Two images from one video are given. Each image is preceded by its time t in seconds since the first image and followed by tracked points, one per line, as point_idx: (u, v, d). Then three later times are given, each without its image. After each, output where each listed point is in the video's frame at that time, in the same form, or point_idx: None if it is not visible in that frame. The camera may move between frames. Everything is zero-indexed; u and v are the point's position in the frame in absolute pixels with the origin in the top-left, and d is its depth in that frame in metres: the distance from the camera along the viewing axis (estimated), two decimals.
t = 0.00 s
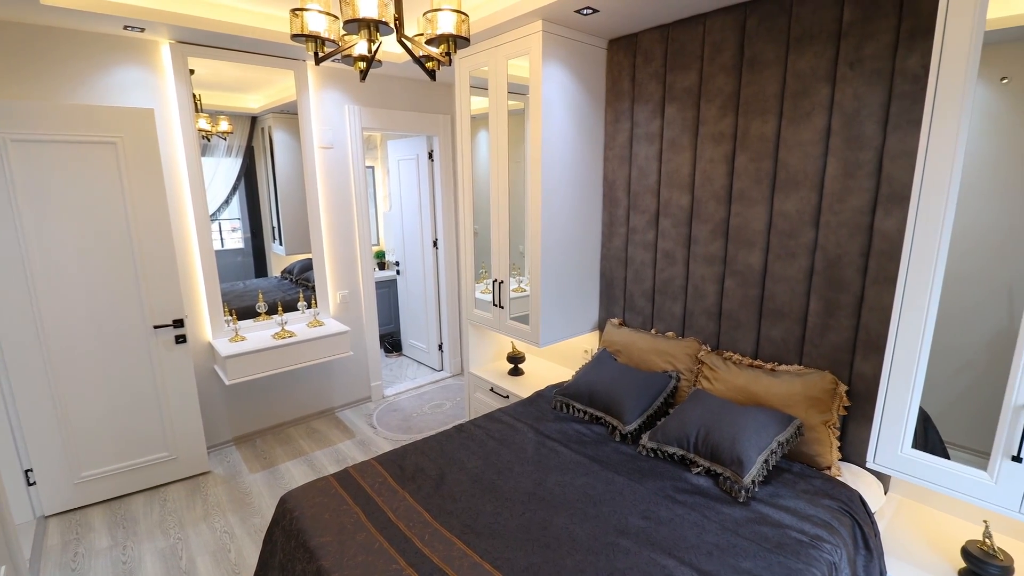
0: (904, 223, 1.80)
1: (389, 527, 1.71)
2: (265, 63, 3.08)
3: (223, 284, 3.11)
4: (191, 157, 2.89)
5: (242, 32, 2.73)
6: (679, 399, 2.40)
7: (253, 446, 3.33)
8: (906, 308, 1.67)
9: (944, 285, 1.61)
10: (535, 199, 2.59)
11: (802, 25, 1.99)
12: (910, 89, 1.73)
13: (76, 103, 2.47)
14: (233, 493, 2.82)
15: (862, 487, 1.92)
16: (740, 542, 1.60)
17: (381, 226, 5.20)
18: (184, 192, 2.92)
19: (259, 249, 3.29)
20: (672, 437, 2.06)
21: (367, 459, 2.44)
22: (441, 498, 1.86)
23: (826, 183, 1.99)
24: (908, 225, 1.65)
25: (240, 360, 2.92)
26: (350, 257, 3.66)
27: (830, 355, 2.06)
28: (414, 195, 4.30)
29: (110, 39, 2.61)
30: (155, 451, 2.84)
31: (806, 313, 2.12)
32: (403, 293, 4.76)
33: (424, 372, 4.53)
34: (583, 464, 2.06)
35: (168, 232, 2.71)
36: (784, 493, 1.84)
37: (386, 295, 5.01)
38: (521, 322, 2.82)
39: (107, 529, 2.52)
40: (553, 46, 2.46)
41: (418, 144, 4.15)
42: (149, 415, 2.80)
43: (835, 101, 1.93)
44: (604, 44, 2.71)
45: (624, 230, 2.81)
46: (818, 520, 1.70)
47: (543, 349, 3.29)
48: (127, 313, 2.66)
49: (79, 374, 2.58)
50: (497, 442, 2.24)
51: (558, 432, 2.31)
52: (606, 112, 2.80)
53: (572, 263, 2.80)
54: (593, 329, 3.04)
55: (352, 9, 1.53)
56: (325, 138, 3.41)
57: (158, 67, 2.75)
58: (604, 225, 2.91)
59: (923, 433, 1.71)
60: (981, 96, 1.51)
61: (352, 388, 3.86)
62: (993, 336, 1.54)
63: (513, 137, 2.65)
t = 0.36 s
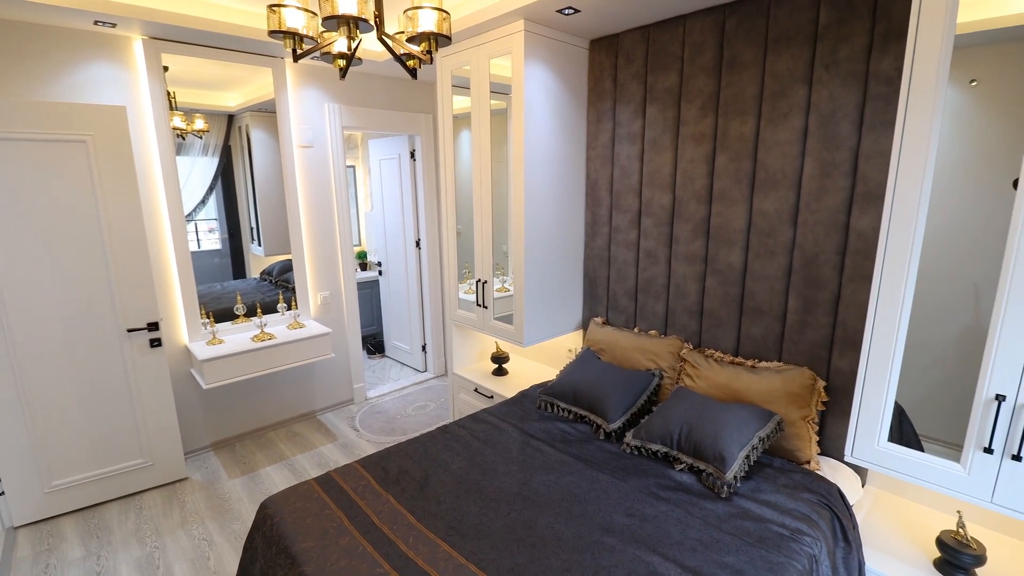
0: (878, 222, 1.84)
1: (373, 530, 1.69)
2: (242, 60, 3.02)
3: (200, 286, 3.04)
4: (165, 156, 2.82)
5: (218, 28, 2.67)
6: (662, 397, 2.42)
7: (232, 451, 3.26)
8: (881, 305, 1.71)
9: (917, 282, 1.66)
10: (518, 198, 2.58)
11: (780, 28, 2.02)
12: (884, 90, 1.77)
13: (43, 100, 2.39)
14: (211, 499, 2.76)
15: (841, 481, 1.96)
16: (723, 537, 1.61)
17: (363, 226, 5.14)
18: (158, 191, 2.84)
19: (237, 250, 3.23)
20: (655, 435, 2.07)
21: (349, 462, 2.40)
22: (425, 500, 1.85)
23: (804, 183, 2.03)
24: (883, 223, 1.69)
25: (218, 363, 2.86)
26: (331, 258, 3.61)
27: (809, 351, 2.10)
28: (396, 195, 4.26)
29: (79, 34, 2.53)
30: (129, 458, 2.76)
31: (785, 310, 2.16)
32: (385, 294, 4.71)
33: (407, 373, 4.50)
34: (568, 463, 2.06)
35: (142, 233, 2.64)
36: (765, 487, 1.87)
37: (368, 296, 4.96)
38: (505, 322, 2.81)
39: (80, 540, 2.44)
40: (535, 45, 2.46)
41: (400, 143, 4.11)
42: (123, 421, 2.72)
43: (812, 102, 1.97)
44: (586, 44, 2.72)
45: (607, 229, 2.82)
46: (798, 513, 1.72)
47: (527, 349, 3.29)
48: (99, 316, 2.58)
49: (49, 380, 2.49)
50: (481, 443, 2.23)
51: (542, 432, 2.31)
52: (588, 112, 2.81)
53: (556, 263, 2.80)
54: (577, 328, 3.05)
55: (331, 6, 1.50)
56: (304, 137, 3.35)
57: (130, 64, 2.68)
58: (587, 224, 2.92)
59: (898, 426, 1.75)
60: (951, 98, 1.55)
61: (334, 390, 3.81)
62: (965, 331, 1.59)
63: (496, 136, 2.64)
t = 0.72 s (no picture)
0: (854, 221, 1.88)
1: (356, 534, 1.67)
2: (219, 57, 2.96)
3: (176, 289, 2.97)
4: (139, 156, 2.74)
5: (194, 24, 2.61)
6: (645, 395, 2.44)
7: (211, 456, 3.20)
8: (858, 302, 1.75)
9: (892, 279, 1.69)
10: (501, 198, 2.58)
11: (758, 30, 2.06)
12: (860, 92, 1.81)
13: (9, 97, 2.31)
14: (190, 506, 2.69)
15: (821, 475, 2.00)
16: (707, 533, 1.63)
17: (344, 227, 5.09)
18: (132, 191, 2.77)
19: (215, 251, 3.17)
20: (640, 433, 2.08)
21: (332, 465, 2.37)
22: (410, 503, 1.83)
23: (783, 183, 2.06)
24: (859, 222, 1.73)
25: (196, 367, 2.80)
26: (312, 259, 3.56)
27: (789, 348, 2.13)
28: (379, 195, 4.22)
29: (48, 30, 2.45)
30: (104, 466, 2.68)
31: (765, 308, 2.19)
32: (368, 295, 4.67)
33: (391, 375, 4.46)
34: (553, 463, 2.06)
35: (115, 235, 2.57)
36: (747, 483, 1.89)
37: (350, 297, 4.91)
38: (489, 322, 2.81)
39: (51, 551, 2.36)
40: (518, 45, 2.46)
41: (382, 143, 4.08)
42: (97, 428, 2.64)
43: (790, 104, 2.00)
44: (568, 44, 2.73)
45: (590, 229, 2.83)
46: (779, 508, 1.75)
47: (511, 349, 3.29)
48: (71, 320, 2.50)
49: (18, 387, 2.41)
50: (466, 444, 2.22)
51: (527, 432, 2.31)
52: (571, 112, 2.82)
53: (539, 262, 2.80)
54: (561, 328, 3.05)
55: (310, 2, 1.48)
56: (283, 136, 3.30)
57: (102, 60, 2.60)
58: (570, 224, 2.93)
59: (875, 421, 1.79)
60: (924, 100, 1.59)
61: (316, 393, 3.76)
62: (938, 326, 1.63)
63: (479, 136, 2.64)
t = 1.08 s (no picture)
0: (831, 220, 1.92)
1: (340, 538, 1.65)
2: (196, 55, 2.91)
3: (152, 291, 2.91)
4: (112, 155, 2.68)
5: (168, 21, 2.55)
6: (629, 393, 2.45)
7: (190, 462, 3.13)
8: (835, 299, 1.78)
9: (868, 276, 1.73)
10: (485, 197, 2.57)
11: (737, 31, 2.08)
12: (836, 93, 1.85)
13: None
14: (169, 513, 2.64)
15: (801, 470, 2.03)
16: (691, 529, 1.65)
17: (326, 227, 5.03)
18: (105, 191, 2.70)
19: (193, 252, 3.12)
20: (624, 431, 2.10)
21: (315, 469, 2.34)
22: (394, 506, 1.81)
23: (762, 182, 2.09)
24: (836, 220, 1.76)
25: (173, 371, 2.74)
26: (293, 260, 3.51)
27: (769, 345, 2.17)
28: (361, 196, 4.19)
29: (16, 25, 2.37)
30: (78, 474, 2.61)
31: (746, 306, 2.22)
32: (351, 297, 4.62)
33: (375, 377, 4.42)
34: (539, 462, 2.06)
35: (87, 236, 2.50)
36: (730, 478, 1.92)
37: (333, 299, 4.85)
38: (473, 322, 2.80)
39: (22, 563, 2.29)
40: (500, 44, 2.45)
41: (364, 142, 4.04)
42: (70, 434, 2.57)
43: (769, 105, 2.04)
44: (550, 44, 2.74)
45: (574, 228, 2.84)
46: (761, 502, 1.78)
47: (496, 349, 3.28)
48: (42, 325, 2.43)
49: None
50: (451, 445, 2.21)
51: (512, 432, 2.31)
52: (554, 112, 2.82)
53: (523, 262, 2.80)
54: (545, 327, 3.06)
55: None
56: (262, 135, 3.25)
57: (74, 58, 2.53)
58: (554, 224, 2.93)
59: (853, 415, 1.83)
60: (897, 101, 1.62)
61: (298, 396, 3.71)
62: (912, 322, 1.67)
63: (462, 135, 2.63)
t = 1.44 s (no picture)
0: (812, 218, 1.95)
1: (325, 541, 1.64)
2: (175, 52, 2.85)
3: (132, 294, 2.85)
4: (89, 154, 2.62)
5: (146, 17, 2.50)
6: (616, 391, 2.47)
7: (172, 467, 3.08)
8: (816, 296, 1.81)
9: (849, 274, 1.76)
10: (471, 196, 2.57)
11: (719, 32, 2.11)
12: (816, 93, 1.87)
13: None
14: (151, 519, 2.59)
15: (785, 464, 2.06)
16: (677, 525, 1.66)
17: (310, 227, 4.99)
18: (82, 192, 2.64)
19: (173, 253, 3.07)
20: (611, 429, 2.11)
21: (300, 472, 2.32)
22: (381, 508, 1.80)
23: (744, 181, 2.12)
24: (817, 219, 1.79)
25: (154, 374, 2.69)
26: (277, 260, 3.48)
27: (753, 342, 2.19)
28: (346, 195, 4.15)
29: None
30: (56, 481, 2.55)
31: (730, 303, 2.25)
32: (336, 298, 4.58)
33: (361, 378, 4.39)
34: (527, 461, 2.06)
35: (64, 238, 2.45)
36: (716, 474, 1.94)
37: (318, 299, 4.80)
38: (460, 322, 2.80)
39: None
40: (485, 43, 2.45)
41: (349, 141, 4.01)
42: (47, 440, 2.51)
43: (751, 104, 2.06)
44: (535, 43, 2.74)
45: (560, 228, 2.85)
46: (746, 497, 1.80)
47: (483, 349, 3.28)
48: (17, 329, 2.37)
49: None
50: (438, 445, 2.21)
51: (500, 431, 2.31)
52: (539, 111, 2.82)
53: (510, 261, 2.80)
54: (532, 327, 3.06)
55: None
56: (244, 134, 3.21)
57: (48, 56, 2.47)
58: (540, 223, 2.93)
59: (835, 410, 1.86)
60: (876, 101, 1.65)
61: (283, 398, 3.67)
62: (891, 319, 1.70)
63: (447, 134, 2.62)
